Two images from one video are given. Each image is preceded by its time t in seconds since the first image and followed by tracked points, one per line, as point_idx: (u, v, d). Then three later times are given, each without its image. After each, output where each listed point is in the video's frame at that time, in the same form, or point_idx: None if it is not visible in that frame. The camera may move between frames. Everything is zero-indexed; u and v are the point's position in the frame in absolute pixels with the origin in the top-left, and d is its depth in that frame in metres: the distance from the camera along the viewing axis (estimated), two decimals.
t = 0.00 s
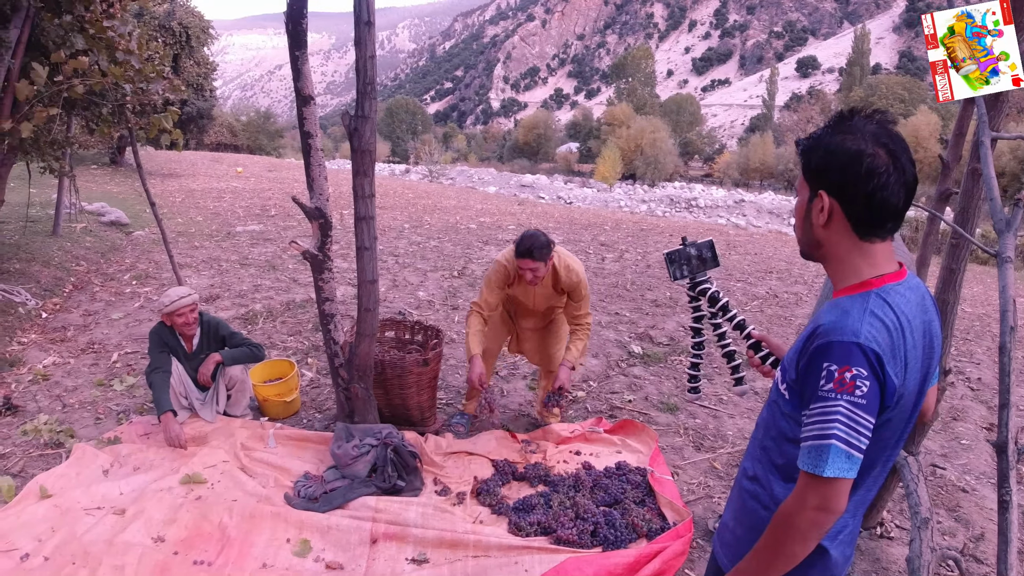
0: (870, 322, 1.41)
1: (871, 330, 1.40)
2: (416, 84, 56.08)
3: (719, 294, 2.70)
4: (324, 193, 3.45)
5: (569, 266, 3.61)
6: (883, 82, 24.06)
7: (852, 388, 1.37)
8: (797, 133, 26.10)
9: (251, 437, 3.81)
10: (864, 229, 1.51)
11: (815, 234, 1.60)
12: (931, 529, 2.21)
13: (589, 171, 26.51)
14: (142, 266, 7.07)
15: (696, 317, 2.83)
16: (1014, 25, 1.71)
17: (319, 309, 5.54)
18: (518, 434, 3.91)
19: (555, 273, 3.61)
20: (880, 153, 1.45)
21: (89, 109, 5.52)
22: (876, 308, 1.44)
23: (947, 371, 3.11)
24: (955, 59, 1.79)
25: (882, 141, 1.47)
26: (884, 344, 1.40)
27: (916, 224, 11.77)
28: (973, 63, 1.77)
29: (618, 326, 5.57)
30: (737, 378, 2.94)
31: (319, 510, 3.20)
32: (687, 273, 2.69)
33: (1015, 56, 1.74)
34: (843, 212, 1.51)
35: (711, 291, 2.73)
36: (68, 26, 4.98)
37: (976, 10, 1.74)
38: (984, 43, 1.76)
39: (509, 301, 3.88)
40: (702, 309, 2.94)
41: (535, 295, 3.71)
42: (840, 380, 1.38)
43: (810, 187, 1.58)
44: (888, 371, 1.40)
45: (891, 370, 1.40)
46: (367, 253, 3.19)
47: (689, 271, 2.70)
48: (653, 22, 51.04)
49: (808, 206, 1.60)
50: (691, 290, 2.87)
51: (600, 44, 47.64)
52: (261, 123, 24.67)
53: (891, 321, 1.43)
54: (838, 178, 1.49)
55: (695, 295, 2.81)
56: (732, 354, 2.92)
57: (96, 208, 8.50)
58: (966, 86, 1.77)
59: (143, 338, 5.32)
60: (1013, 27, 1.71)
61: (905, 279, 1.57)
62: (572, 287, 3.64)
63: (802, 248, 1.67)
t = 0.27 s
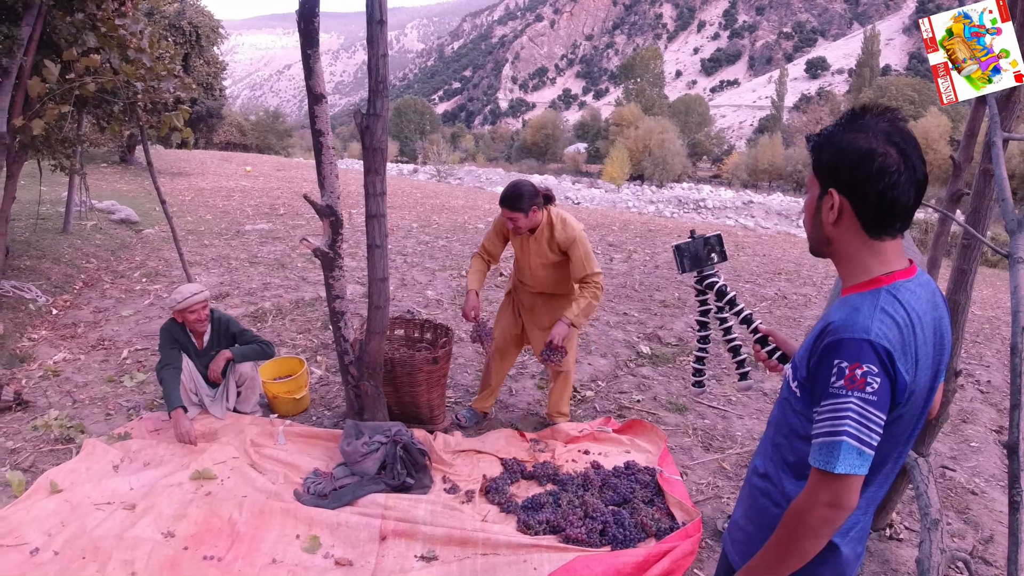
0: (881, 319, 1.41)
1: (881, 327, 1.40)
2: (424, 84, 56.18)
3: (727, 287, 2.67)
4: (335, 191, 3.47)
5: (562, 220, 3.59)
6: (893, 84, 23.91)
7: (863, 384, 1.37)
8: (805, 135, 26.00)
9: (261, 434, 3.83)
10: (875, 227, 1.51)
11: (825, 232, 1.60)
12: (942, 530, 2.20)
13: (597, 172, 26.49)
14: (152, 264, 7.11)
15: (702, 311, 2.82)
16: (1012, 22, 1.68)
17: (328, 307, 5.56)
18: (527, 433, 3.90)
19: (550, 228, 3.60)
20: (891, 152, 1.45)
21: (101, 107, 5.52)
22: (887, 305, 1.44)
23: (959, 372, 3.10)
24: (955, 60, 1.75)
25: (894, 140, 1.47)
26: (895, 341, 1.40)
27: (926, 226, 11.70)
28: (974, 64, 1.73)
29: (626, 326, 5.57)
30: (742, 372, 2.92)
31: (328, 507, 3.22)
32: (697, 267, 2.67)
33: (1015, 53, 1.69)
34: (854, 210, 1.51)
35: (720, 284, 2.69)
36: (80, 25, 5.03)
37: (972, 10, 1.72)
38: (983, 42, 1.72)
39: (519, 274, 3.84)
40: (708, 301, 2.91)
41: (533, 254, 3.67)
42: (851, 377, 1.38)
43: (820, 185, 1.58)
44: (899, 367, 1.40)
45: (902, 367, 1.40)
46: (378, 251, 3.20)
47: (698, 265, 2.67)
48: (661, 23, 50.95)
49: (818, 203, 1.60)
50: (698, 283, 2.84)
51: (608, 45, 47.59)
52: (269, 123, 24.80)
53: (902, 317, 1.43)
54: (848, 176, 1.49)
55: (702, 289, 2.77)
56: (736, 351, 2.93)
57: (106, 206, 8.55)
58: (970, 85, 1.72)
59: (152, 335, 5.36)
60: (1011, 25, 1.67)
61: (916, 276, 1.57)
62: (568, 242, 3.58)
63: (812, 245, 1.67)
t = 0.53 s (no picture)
0: (896, 317, 1.42)
1: (898, 326, 1.41)
2: (432, 84, 56.25)
3: (734, 283, 2.67)
4: (349, 189, 3.49)
5: (541, 199, 3.62)
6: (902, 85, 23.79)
7: (880, 382, 1.37)
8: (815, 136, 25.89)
9: (273, 431, 3.85)
10: (892, 225, 1.51)
11: (842, 229, 1.60)
12: (955, 531, 2.21)
13: (605, 172, 26.47)
14: (163, 262, 7.15)
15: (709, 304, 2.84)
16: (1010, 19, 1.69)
17: (339, 305, 5.58)
18: (537, 432, 3.91)
19: (530, 209, 3.61)
20: (911, 152, 1.46)
21: (114, 105, 5.52)
22: (902, 303, 1.45)
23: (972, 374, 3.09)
24: (956, 62, 1.79)
25: (915, 140, 1.47)
26: (911, 340, 1.41)
27: (936, 227, 11.63)
28: (975, 64, 1.76)
29: (636, 327, 5.57)
30: (749, 369, 2.91)
31: (341, 503, 3.23)
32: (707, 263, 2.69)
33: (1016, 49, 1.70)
34: (873, 208, 1.51)
35: (727, 280, 2.70)
36: (94, 24, 5.08)
37: (969, 10, 1.74)
38: (982, 40, 1.75)
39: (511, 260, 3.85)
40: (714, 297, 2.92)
41: (517, 236, 3.69)
42: (868, 375, 1.38)
43: (838, 182, 1.58)
44: (915, 366, 1.41)
45: (918, 365, 1.41)
46: (391, 249, 3.22)
47: (705, 261, 2.68)
48: (670, 23, 50.83)
49: (835, 200, 1.60)
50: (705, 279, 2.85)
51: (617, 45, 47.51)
52: (279, 122, 24.90)
53: (917, 316, 1.44)
54: (869, 174, 1.49)
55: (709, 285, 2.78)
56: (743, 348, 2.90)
57: (118, 205, 8.60)
58: (971, 85, 1.75)
59: (164, 332, 5.39)
60: (1008, 22, 1.69)
61: (930, 275, 1.58)
62: (546, 220, 3.58)
63: (827, 243, 1.68)
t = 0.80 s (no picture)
0: (908, 318, 1.43)
1: (909, 327, 1.42)
2: (437, 82, 56.23)
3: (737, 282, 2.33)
4: (359, 190, 3.51)
5: (519, 193, 3.61)
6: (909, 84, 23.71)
7: (891, 382, 1.39)
8: (821, 135, 25.81)
9: (282, 429, 3.88)
10: (902, 227, 1.52)
11: (852, 231, 1.61)
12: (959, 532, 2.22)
13: (610, 172, 26.43)
14: (170, 261, 7.18)
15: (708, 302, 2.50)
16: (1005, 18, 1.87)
17: (346, 305, 5.60)
18: (544, 431, 3.93)
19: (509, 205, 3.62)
20: (923, 155, 1.47)
21: (123, 105, 5.55)
22: (912, 305, 1.47)
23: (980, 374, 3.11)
24: (958, 62, 1.97)
25: (926, 144, 1.49)
26: (921, 341, 1.43)
27: (944, 228, 11.60)
28: (977, 63, 1.94)
29: (642, 327, 5.58)
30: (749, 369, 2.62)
31: (350, 501, 3.26)
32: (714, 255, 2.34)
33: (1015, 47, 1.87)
34: (884, 210, 1.53)
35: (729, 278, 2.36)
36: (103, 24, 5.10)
37: (965, 12, 1.92)
38: (980, 40, 1.92)
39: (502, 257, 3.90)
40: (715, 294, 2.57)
41: (501, 233, 3.74)
42: (880, 375, 1.39)
43: (849, 185, 1.59)
44: (925, 367, 1.42)
45: (929, 366, 1.43)
46: (401, 249, 3.24)
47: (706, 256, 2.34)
48: (676, 22, 50.71)
49: (846, 202, 1.60)
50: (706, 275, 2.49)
51: (622, 44, 47.43)
52: (284, 121, 24.96)
53: (927, 318, 1.46)
54: (882, 177, 1.50)
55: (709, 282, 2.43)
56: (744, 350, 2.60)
57: (125, 204, 8.64)
58: (975, 85, 1.94)
59: (171, 331, 5.42)
60: (1004, 21, 1.87)
61: (937, 277, 1.60)
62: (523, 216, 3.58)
63: (835, 245, 1.68)
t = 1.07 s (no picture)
0: (905, 312, 1.45)
1: (906, 321, 1.44)
2: (432, 82, 56.17)
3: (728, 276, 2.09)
4: (356, 189, 3.52)
5: (495, 198, 3.60)
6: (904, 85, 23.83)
7: (889, 375, 1.40)
8: (816, 135, 25.91)
9: (279, 428, 3.88)
10: (900, 223, 1.55)
11: (850, 227, 1.63)
12: (955, 528, 2.24)
13: (606, 171, 26.48)
14: (166, 261, 7.16)
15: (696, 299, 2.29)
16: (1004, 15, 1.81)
17: (342, 305, 5.60)
18: (542, 430, 3.95)
19: (486, 211, 3.62)
20: (921, 153, 1.50)
21: (119, 104, 5.53)
22: (909, 300, 1.48)
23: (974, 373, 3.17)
24: (959, 63, 1.90)
25: (924, 143, 1.52)
26: (918, 335, 1.44)
27: (939, 227, 11.67)
28: (978, 62, 1.87)
29: (639, 326, 5.60)
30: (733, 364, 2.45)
31: (349, 500, 3.26)
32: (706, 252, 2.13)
33: (1015, 43, 1.80)
34: (883, 206, 1.55)
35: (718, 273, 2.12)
36: (99, 23, 5.09)
37: (963, 12, 1.85)
38: (980, 39, 1.86)
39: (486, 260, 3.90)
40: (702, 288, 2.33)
41: (482, 238, 3.75)
42: (878, 368, 1.41)
43: (848, 182, 1.61)
44: (922, 361, 1.44)
45: (925, 360, 1.44)
46: (399, 249, 3.25)
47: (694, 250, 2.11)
48: (672, 22, 50.84)
49: (844, 200, 1.63)
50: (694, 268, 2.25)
51: (618, 44, 47.53)
52: (280, 121, 24.90)
53: (922, 313, 1.48)
54: (881, 174, 1.53)
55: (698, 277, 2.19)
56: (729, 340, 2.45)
57: (121, 204, 8.60)
58: (977, 84, 1.87)
59: (168, 331, 5.42)
60: (1003, 18, 1.80)
61: (931, 274, 1.62)
62: (499, 222, 3.56)
63: (831, 242, 1.70)
